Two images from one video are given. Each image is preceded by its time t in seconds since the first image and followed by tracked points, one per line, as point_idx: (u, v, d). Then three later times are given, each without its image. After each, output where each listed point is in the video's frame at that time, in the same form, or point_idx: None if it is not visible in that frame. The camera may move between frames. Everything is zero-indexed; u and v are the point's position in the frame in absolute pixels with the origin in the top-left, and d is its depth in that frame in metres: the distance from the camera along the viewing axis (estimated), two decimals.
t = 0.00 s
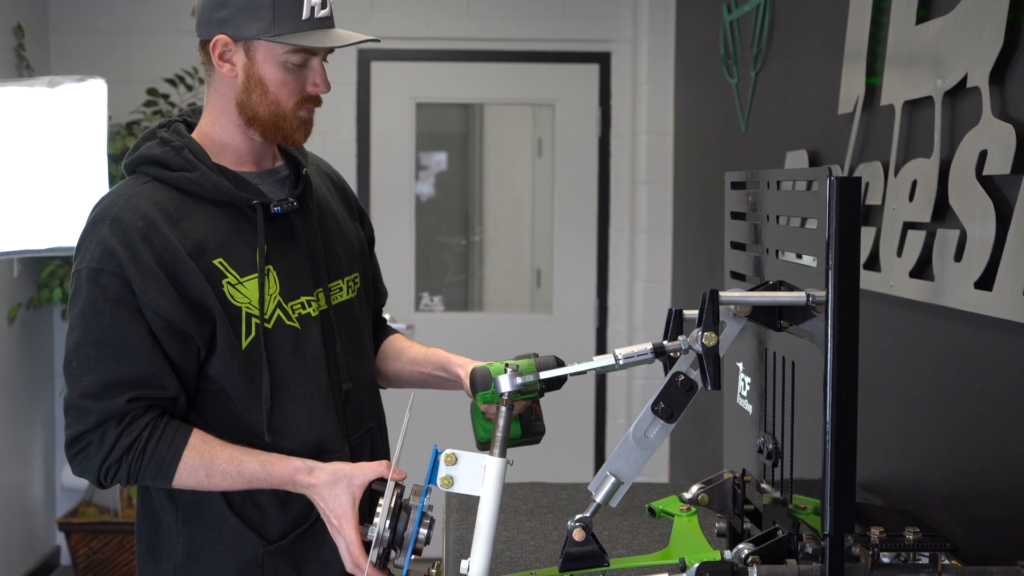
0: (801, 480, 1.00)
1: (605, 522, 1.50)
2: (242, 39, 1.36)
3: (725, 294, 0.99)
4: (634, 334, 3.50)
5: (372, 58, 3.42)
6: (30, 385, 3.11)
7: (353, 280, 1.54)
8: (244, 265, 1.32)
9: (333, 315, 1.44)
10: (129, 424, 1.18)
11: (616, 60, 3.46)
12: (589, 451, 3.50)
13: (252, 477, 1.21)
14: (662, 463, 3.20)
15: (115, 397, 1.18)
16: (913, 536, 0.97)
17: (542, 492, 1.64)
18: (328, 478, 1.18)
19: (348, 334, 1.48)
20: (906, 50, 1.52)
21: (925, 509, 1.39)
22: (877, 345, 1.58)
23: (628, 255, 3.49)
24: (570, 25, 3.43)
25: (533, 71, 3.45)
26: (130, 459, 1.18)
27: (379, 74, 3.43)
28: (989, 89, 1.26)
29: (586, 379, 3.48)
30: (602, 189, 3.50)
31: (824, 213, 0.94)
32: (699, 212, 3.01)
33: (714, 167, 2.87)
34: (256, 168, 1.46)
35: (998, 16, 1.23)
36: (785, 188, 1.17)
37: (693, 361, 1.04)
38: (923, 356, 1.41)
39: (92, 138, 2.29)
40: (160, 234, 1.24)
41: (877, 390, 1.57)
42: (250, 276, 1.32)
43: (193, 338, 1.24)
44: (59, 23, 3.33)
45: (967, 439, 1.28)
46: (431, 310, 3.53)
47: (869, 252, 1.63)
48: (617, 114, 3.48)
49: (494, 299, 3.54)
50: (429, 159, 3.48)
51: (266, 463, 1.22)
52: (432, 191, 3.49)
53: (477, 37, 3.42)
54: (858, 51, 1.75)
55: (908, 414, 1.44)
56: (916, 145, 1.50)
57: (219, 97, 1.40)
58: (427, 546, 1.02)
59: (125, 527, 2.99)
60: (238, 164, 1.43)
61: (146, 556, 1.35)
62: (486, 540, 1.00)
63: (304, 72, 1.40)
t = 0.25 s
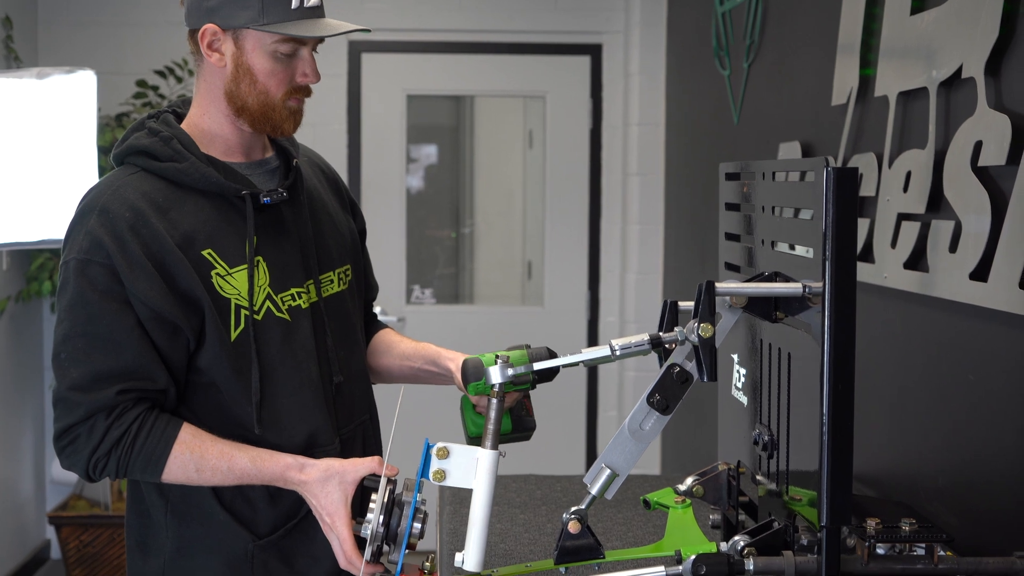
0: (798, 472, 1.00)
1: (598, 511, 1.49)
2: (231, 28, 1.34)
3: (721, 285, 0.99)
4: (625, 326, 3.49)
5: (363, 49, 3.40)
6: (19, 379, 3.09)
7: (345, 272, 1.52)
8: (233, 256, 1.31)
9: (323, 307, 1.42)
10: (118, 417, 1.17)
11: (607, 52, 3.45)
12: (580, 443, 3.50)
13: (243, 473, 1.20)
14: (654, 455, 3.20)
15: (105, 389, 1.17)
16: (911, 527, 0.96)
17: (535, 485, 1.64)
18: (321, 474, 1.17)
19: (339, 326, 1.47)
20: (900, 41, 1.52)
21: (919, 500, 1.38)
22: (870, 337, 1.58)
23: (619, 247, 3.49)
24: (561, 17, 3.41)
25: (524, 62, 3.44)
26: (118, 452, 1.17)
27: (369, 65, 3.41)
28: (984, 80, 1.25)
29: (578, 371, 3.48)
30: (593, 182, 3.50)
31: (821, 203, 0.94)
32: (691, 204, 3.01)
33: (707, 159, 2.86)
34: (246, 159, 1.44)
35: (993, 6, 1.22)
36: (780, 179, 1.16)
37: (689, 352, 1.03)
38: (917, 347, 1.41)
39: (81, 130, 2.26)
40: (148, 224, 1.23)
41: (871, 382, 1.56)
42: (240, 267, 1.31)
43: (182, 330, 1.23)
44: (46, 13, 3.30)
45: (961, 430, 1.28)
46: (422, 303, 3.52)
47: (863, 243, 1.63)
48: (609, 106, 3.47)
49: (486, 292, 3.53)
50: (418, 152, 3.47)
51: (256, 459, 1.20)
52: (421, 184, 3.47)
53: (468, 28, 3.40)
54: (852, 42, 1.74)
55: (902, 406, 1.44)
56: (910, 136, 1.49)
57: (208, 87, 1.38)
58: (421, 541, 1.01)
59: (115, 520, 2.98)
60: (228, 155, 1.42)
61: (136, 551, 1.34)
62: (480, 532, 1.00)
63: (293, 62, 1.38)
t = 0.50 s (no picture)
0: (792, 463, 1.00)
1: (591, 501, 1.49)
2: (215, 16, 1.33)
3: (716, 275, 0.98)
4: (617, 317, 3.49)
5: (353, 40, 3.38)
6: (9, 372, 3.07)
7: (334, 263, 1.51)
8: (220, 247, 1.29)
9: (311, 298, 1.41)
10: (104, 412, 1.16)
11: (598, 43, 3.44)
12: (572, 434, 3.50)
13: (231, 469, 1.18)
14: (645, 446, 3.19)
15: (90, 383, 1.16)
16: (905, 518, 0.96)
17: (528, 476, 1.63)
18: (311, 471, 1.16)
19: (328, 317, 1.46)
20: (893, 31, 1.51)
21: (912, 490, 1.39)
22: (863, 327, 1.58)
23: (610, 238, 3.48)
24: (552, 7, 3.39)
25: (515, 53, 3.42)
26: (104, 448, 1.15)
27: (360, 56, 3.38)
28: (978, 69, 1.25)
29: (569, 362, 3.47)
30: (584, 173, 3.48)
31: (816, 193, 0.93)
32: (683, 195, 3.00)
33: (698, 149, 2.85)
34: (232, 149, 1.43)
35: None
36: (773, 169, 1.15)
37: (683, 343, 1.02)
38: (910, 338, 1.41)
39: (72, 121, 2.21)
40: (134, 216, 1.21)
41: (864, 372, 1.56)
42: (227, 258, 1.29)
43: (169, 323, 1.22)
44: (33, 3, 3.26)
45: (955, 420, 1.28)
46: (413, 295, 3.50)
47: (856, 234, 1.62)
48: (600, 98, 3.46)
49: (476, 283, 3.52)
50: (408, 143, 3.44)
51: (245, 455, 1.19)
52: (411, 175, 3.45)
53: (459, 18, 3.38)
54: (844, 32, 1.74)
55: (895, 396, 1.44)
56: (903, 126, 1.49)
57: (192, 76, 1.37)
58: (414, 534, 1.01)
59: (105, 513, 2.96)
60: (214, 144, 1.40)
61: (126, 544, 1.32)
62: (473, 525, 0.99)
63: (279, 50, 1.36)
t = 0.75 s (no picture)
0: (786, 454, 0.99)
1: (583, 492, 1.49)
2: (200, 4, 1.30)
3: (710, 265, 0.97)
4: (608, 308, 3.48)
5: (343, 31, 3.35)
6: None
7: (321, 253, 1.50)
8: (207, 239, 1.28)
9: (299, 289, 1.40)
10: (90, 409, 1.14)
11: (590, 33, 3.42)
12: (564, 425, 3.49)
13: (219, 465, 1.17)
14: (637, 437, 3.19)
15: (76, 379, 1.14)
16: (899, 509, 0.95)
17: (520, 468, 1.63)
18: (299, 468, 1.15)
19: (315, 309, 1.45)
20: (887, 20, 1.50)
21: (905, 480, 1.39)
22: (856, 317, 1.57)
23: (602, 229, 3.47)
24: None
25: (506, 44, 3.40)
26: (91, 444, 1.14)
27: (350, 47, 3.36)
28: (972, 59, 1.24)
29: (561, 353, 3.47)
30: (576, 164, 3.47)
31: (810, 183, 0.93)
32: (675, 187, 2.99)
33: (690, 140, 2.84)
34: (217, 138, 1.41)
35: None
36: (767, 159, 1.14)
37: (677, 334, 1.02)
38: (903, 329, 1.41)
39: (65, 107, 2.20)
40: (119, 209, 1.20)
41: (857, 363, 1.56)
42: (214, 250, 1.28)
43: (156, 317, 1.20)
44: None
45: (949, 411, 1.28)
46: (404, 286, 3.49)
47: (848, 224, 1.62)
48: (591, 89, 3.44)
49: (467, 274, 3.51)
50: (398, 134, 3.42)
51: (234, 452, 1.18)
52: (401, 167, 3.44)
53: (449, 8, 3.35)
54: (838, 22, 1.73)
55: (888, 387, 1.44)
56: (897, 116, 1.48)
57: (176, 64, 1.35)
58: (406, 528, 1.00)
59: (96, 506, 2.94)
60: (199, 134, 1.38)
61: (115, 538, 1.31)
62: (464, 517, 0.98)
63: (265, 39, 1.34)
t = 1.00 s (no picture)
0: (781, 447, 0.99)
1: (577, 485, 1.48)
2: None
3: (705, 257, 0.97)
4: (601, 301, 3.48)
5: (334, 22, 3.33)
6: None
7: (310, 245, 1.49)
8: (198, 233, 1.26)
9: (290, 283, 1.39)
10: (80, 407, 1.13)
11: (582, 25, 3.41)
12: (556, 418, 3.49)
13: (211, 461, 1.17)
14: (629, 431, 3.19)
15: (66, 376, 1.13)
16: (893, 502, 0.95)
17: (513, 461, 1.62)
18: (292, 464, 1.14)
19: (306, 301, 1.44)
20: (881, 12, 1.50)
21: (899, 473, 1.39)
22: (850, 310, 1.57)
23: (594, 221, 3.46)
24: None
25: (498, 35, 3.39)
26: (81, 442, 1.13)
27: (341, 38, 3.34)
28: (967, 50, 1.24)
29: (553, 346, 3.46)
30: (568, 157, 3.46)
31: (805, 174, 0.92)
32: (667, 179, 2.99)
33: (683, 132, 2.83)
34: (206, 130, 1.40)
35: None
36: (761, 151, 1.13)
37: (671, 327, 1.01)
38: (897, 322, 1.40)
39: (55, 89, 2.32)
40: (109, 202, 1.18)
41: (851, 356, 1.56)
42: (205, 244, 1.27)
43: (146, 313, 1.19)
44: None
45: (943, 404, 1.28)
46: (396, 279, 3.46)
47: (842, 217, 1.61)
48: (584, 81, 3.43)
49: (459, 267, 3.49)
50: (390, 126, 3.40)
51: (226, 448, 1.18)
52: (393, 159, 3.42)
53: None
54: (831, 13, 1.72)
55: (882, 380, 1.44)
56: (891, 108, 1.47)
57: (163, 56, 1.33)
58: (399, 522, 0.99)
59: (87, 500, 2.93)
60: (188, 125, 1.37)
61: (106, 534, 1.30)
62: (457, 510, 0.98)
63: (252, 28, 1.32)
